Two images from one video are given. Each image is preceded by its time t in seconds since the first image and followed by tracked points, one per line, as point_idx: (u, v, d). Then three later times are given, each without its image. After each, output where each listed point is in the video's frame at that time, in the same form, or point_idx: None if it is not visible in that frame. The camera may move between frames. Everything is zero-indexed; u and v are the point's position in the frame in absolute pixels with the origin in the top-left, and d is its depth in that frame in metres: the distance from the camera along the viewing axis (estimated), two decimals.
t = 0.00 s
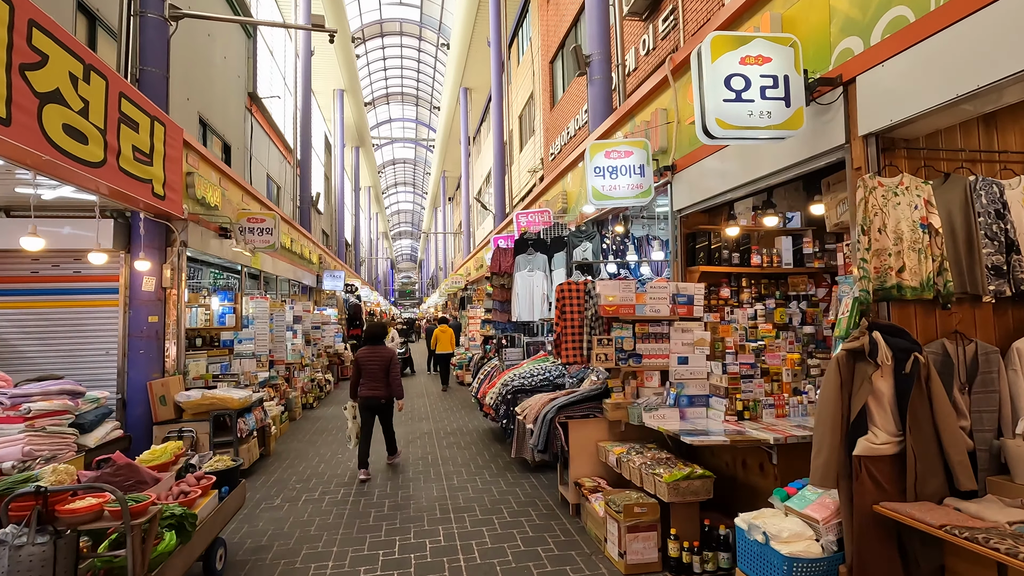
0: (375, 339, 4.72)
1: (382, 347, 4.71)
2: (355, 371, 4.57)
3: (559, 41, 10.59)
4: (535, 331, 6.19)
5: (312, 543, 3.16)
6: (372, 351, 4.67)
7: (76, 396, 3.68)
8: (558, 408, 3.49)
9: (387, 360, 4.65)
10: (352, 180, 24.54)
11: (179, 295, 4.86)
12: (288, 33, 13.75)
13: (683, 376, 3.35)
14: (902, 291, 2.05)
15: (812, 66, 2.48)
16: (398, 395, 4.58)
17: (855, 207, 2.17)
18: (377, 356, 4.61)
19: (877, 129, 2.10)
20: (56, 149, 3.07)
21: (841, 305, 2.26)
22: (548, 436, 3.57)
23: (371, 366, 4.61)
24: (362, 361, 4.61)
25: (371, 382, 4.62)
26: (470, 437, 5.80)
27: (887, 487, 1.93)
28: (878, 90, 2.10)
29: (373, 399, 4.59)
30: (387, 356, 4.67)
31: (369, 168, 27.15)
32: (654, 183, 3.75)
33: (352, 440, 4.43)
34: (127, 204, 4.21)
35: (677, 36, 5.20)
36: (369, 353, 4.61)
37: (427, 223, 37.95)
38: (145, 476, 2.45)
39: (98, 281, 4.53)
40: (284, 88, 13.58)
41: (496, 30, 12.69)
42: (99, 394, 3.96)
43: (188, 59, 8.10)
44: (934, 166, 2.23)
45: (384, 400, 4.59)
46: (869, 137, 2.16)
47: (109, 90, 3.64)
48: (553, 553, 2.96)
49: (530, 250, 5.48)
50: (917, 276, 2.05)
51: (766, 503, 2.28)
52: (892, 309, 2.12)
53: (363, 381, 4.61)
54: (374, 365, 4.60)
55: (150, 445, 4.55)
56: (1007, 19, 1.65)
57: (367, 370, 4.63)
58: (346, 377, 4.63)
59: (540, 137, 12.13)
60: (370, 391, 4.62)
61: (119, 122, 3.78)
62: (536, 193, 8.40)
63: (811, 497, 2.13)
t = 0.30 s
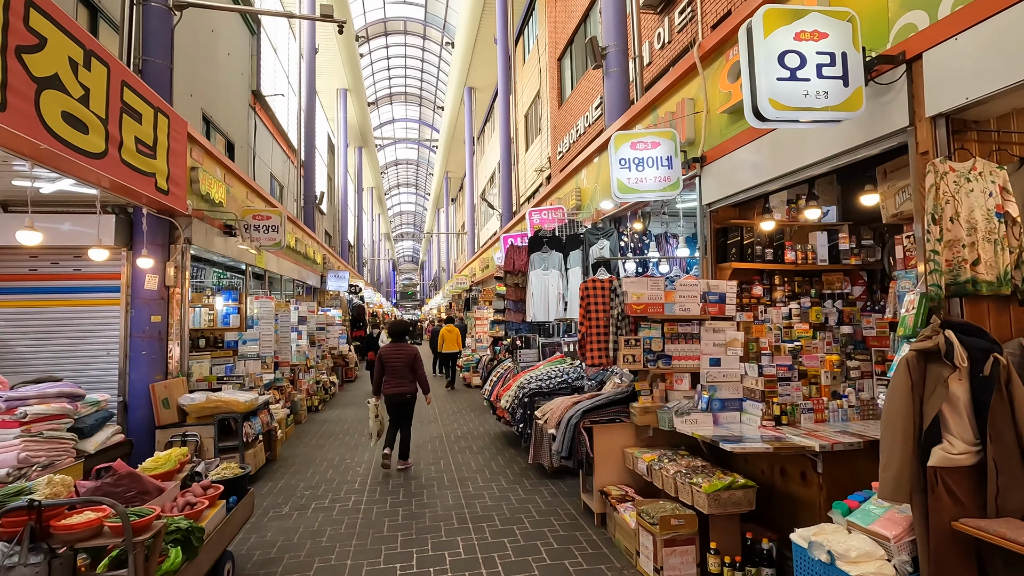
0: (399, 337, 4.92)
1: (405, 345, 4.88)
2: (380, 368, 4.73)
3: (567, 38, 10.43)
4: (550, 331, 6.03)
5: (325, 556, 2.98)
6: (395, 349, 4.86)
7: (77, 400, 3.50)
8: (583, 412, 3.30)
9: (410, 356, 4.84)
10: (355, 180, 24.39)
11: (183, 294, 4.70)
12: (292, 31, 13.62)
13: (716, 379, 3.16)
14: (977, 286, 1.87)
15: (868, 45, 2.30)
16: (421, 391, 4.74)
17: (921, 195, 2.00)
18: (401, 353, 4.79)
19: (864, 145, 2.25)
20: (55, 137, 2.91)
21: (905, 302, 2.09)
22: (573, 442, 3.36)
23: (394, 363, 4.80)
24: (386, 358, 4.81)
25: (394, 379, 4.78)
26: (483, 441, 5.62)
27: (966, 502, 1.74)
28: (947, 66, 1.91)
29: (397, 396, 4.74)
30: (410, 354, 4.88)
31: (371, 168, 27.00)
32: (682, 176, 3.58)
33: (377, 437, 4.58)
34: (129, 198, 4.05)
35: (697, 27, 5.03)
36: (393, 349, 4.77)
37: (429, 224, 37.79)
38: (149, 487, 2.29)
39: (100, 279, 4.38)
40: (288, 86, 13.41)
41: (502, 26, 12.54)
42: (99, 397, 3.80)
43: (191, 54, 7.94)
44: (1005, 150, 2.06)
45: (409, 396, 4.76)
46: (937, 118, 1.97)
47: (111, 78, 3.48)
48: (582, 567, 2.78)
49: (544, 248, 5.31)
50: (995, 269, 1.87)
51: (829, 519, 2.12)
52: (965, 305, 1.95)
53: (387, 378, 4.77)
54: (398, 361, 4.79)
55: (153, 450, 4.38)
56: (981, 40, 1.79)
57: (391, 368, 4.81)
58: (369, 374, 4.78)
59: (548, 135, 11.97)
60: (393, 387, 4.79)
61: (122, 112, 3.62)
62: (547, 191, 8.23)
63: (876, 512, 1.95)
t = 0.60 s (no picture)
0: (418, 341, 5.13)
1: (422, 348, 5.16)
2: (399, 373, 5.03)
3: (577, 34, 10.25)
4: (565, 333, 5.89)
5: (336, 571, 2.83)
6: (414, 352, 5.12)
7: (78, 405, 3.34)
8: (607, 420, 3.14)
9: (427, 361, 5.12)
10: (359, 181, 24.28)
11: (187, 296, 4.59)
12: (296, 30, 13.50)
13: (748, 385, 3.03)
14: None
15: (927, 26, 2.13)
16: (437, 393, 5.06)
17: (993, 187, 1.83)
18: (419, 358, 5.08)
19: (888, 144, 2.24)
20: (53, 131, 2.76)
21: (972, 305, 1.92)
22: (597, 451, 3.20)
23: (413, 367, 5.09)
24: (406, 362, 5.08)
25: (414, 383, 5.06)
26: (495, 446, 5.47)
27: None
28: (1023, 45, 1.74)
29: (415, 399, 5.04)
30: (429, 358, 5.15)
31: (376, 169, 26.90)
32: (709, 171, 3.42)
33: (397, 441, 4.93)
34: (131, 195, 3.91)
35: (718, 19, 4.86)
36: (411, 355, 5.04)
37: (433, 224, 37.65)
38: (151, 502, 2.16)
39: (102, 280, 4.24)
40: (292, 85, 13.29)
41: (510, 24, 12.39)
42: (101, 402, 3.65)
43: (195, 51, 7.81)
44: None
45: (427, 398, 5.06)
46: (1010, 102, 1.80)
47: (112, 70, 3.33)
48: None
49: (559, 248, 5.15)
50: None
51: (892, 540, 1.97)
52: None
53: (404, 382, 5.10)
54: (417, 366, 5.08)
55: (156, 455, 4.24)
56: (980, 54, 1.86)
57: (411, 372, 5.08)
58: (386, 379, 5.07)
59: (555, 134, 11.81)
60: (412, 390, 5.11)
61: (124, 106, 3.47)
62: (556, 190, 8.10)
63: (945, 536, 1.78)
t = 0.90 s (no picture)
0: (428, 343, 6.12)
1: (432, 345, 6.05)
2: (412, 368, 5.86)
3: (583, 29, 10.08)
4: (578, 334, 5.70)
5: None
6: (424, 350, 6.07)
7: (65, 408, 3.14)
8: (629, 424, 2.94)
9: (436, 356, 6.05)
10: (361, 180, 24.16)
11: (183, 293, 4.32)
12: (298, 26, 13.32)
13: (781, 387, 2.83)
14: None
15: None
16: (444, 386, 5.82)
17: None
18: (429, 354, 6.01)
19: (931, 129, 2.10)
20: (37, 116, 2.56)
21: None
22: (619, 459, 2.98)
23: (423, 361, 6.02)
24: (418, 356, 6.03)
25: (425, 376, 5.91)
26: (503, 450, 5.30)
27: None
28: None
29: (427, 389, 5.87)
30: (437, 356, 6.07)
31: (378, 168, 26.78)
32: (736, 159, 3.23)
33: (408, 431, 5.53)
34: (124, 186, 3.72)
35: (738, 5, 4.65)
36: (422, 351, 5.91)
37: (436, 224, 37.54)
38: (135, 519, 1.98)
39: (93, 277, 4.06)
40: (293, 82, 13.12)
41: (515, 19, 12.19)
42: (90, 406, 3.45)
43: (195, 44, 7.62)
44: None
45: (436, 389, 5.86)
46: None
47: (100, 52, 3.13)
48: None
49: (571, 244, 5.02)
50: None
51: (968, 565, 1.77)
52: None
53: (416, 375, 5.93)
54: (427, 359, 6.01)
55: (149, 462, 4.02)
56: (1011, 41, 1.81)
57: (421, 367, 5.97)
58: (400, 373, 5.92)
59: (561, 131, 11.62)
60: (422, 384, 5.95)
61: (114, 91, 3.28)
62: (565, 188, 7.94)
63: None
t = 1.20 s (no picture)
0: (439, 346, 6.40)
1: (443, 350, 6.42)
2: (425, 371, 6.21)
3: (588, 24, 9.87)
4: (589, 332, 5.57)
5: None
6: (435, 353, 6.36)
7: (47, 419, 2.94)
8: (655, 436, 2.73)
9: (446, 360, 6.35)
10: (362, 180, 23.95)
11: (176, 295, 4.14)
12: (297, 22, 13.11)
13: (820, 397, 2.59)
14: None
15: None
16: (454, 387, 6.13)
17: None
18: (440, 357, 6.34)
19: (955, 128, 2.13)
20: (15, 105, 2.37)
21: None
22: (644, 474, 2.76)
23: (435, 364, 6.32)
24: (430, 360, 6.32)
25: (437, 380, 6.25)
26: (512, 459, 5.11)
27: None
28: None
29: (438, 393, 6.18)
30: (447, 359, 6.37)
31: (378, 168, 26.61)
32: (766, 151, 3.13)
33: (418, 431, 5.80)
34: (113, 183, 3.53)
35: None
36: (435, 355, 6.29)
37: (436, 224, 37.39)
38: (112, 550, 1.89)
39: (79, 278, 3.85)
40: (292, 79, 12.91)
41: (518, 14, 11.99)
42: (75, 415, 3.27)
43: (190, 38, 7.40)
44: None
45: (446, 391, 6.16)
46: None
47: (85, 37, 2.93)
48: None
49: (582, 242, 4.82)
50: None
51: None
52: None
53: (430, 377, 6.29)
54: (438, 362, 6.31)
55: (139, 471, 3.87)
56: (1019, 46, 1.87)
57: (433, 369, 6.28)
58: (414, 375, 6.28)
59: (566, 128, 11.43)
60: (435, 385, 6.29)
61: (99, 79, 3.07)
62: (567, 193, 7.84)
63: None
